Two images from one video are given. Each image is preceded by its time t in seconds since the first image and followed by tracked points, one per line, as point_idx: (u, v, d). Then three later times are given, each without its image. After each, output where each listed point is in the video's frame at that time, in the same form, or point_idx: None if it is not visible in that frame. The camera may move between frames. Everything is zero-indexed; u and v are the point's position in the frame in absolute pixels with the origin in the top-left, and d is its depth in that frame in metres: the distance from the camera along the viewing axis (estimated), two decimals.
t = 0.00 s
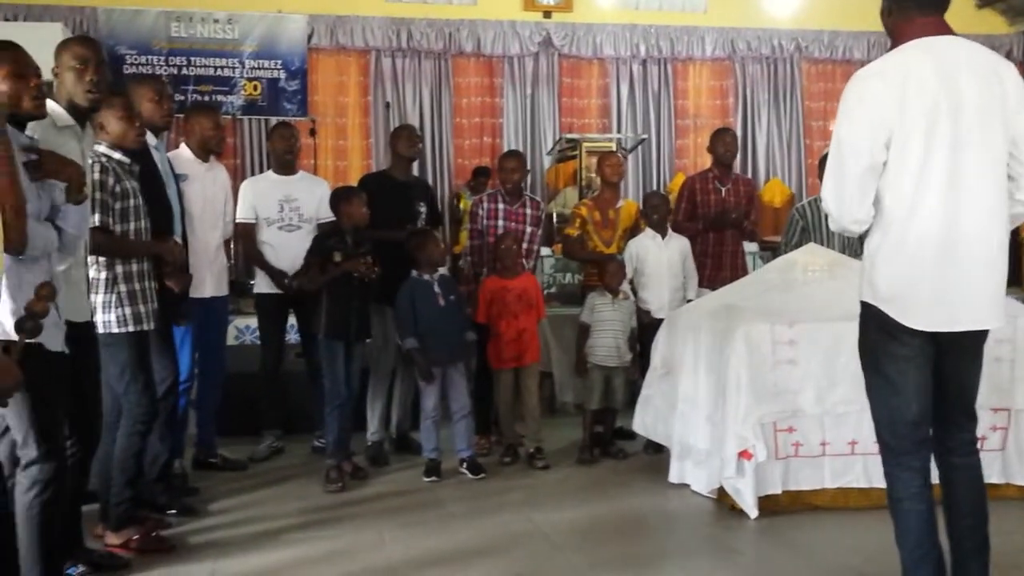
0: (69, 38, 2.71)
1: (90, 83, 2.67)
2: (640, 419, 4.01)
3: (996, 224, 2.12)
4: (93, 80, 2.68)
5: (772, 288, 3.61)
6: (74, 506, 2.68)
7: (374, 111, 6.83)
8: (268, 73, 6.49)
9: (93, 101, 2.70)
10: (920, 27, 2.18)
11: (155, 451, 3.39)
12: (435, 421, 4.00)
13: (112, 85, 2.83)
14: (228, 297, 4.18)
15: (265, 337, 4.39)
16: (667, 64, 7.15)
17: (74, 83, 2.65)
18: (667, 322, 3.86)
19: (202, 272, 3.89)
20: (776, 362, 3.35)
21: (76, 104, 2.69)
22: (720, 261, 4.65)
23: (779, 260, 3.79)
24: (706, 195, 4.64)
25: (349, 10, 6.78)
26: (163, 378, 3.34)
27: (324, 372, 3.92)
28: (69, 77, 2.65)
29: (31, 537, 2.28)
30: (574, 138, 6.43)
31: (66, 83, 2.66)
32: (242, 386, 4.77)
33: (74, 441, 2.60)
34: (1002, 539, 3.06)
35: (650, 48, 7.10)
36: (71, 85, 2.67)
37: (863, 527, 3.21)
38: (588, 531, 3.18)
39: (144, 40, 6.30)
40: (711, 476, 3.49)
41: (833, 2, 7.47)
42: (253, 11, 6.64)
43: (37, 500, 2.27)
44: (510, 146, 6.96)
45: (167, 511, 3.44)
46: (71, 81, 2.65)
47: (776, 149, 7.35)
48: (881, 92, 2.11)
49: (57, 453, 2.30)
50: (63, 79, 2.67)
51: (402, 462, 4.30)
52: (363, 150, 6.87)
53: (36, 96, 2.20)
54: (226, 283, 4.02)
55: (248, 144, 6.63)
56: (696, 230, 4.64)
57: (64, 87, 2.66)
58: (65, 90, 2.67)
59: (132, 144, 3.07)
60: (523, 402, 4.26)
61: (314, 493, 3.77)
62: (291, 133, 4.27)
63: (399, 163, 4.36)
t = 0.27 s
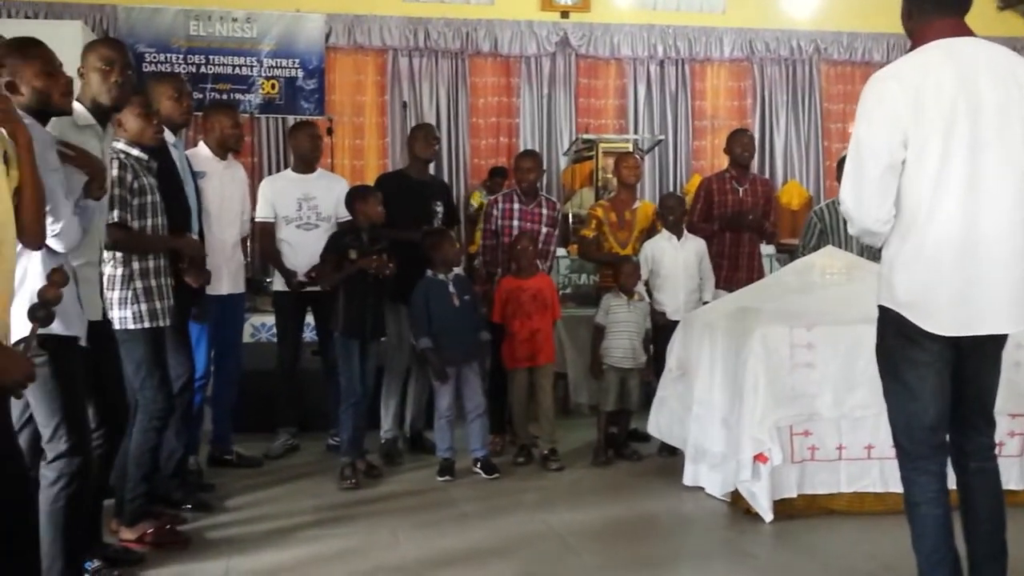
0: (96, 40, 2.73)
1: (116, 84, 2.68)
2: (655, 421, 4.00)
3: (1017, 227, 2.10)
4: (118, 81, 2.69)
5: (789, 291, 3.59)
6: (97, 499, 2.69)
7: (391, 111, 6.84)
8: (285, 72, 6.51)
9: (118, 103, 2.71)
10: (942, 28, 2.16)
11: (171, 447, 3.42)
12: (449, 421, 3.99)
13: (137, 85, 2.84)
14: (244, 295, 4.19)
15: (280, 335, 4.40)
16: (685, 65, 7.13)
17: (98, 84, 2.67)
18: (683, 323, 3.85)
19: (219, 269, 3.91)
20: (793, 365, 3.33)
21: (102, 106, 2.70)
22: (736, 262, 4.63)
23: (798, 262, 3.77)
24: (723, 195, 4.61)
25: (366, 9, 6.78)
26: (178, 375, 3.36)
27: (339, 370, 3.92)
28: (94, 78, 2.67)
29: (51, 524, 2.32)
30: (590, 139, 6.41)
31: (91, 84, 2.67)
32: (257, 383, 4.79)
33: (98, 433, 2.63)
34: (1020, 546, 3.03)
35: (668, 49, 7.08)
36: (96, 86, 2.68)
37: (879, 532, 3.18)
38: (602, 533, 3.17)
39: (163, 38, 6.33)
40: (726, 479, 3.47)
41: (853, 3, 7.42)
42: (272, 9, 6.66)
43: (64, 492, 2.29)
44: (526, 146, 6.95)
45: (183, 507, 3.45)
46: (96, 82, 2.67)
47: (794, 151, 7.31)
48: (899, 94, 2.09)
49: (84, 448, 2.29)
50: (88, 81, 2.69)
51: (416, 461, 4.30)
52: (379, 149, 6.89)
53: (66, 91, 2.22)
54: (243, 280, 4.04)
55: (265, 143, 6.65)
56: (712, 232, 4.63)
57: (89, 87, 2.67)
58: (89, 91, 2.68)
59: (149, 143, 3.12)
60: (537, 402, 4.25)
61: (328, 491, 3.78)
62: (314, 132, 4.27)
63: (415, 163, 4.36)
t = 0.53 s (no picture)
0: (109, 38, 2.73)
1: (126, 83, 2.70)
2: (666, 422, 4.00)
3: None
4: (129, 80, 2.70)
5: (800, 291, 3.58)
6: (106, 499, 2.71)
7: (400, 111, 6.85)
8: (295, 73, 6.52)
9: (129, 100, 2.72)
10: (955, 29, 2.15)
11: (182, 445, 3.39)
12: (461, 420, 4.00)
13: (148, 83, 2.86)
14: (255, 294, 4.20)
15: (294, 334, 4.41)
16: (696, 65, 7.12)
17: (109, 83, 2.69)
18: (694, 324, 3.84)
19: (231, 267, 3.92)
20: (805, 366, 3.32)
21: (112, 103, 2.71)
22: (747, 264, 4.62)
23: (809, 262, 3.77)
24: (734, 194, 4.61)
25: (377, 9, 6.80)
26: (191, 373, 3.37)
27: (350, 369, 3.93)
28: (106, 77, 2.68)
29: (60, 521, 2.31)
30: (600, 139, 6.41)
31: (103, 83, 2.69)
32: (269, 383, 4.80)
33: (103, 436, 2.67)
34: None
35: (678, 49, 7.07)
36: (108, 85, 2.70)
37: (892, 534, 3.17)
38: (613, 534, 3.17)
39: (174, 39, 6.36)
40: (738, 480, 3.46)
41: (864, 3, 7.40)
42: (282, 10, 6.67)
43: (66, 492, 2.30)
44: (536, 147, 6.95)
45: (194, 506, 3.47)
46: (107, 81, 2.68)
47: (805, 152, 7.30)
48: (911, 93, 2.08)
49: (88, 447, 2.30)
50: (99, 81, 2.70)
51: (427, 461, 4.30)
52: (389, 149, 6.89)
53: (78, 87, 2.27)
54: (254, 279, 4.05)
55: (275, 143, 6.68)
56: (722, 232, 4.63)
57: (102, 86, 2.69)
58: (101, 90, 2.70)
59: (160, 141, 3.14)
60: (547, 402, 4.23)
61: (339, 490, 3.79)
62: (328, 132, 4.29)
63: (426, 163, 4.37)
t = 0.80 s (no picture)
0: (133, 38, 2.75)
1: (151, 81, 2.70)
2: (684, 420, 3.98)
3: None
4: (154, 79, 2.71)
5: (820, 289, 3.56)
6: (124, 492, 2.71)
7: (418, 107, 6.85)
8: (313, 69, 6.59)
9: (153, 99, 2.73)
10: (979, 24, 2.12)
11: (200, 440, 3.46)
12: (479, 416, 4.00)
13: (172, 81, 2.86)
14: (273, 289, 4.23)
15: (314, 330, 4.42)
16: (715, 61, 7.09)
17: (134, 83, 2.70)
18: (713, 321, 3.82)
19: (251, 262, 3.93)
20: (824, 364, 3.31)
21: (137, 101, 2.72)
22: (766, 261, 4.59)
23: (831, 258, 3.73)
24: (752, 193, 4.59)
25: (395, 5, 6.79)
26: (210, 367, 3.40)
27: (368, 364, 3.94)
28: (130, 75, 2.69)
29: (78, 516, 2.34)
30: (618, 135, 6.39)
31: (128, 82, 2.70)
32: (287, 378, 4.82)
33: (125, 428, 2.64)
34: None
35: (697, 45, 7.04)
36: (132, 84, 2.71)
37: (910, 534, 3.15)
38: (629, 532, 3.16)
39: (194, 36, 6.42)
40: (756, 478, 3.44)
41: None
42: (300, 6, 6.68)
43: (80, 487, 2.32)
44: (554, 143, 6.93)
45: (212, 500, 3.48)
46: (132, 80, 2.69)
47: (825, 149, 7.25)
48: (936, 87, 2.06)
49: (100, 442, 2.31)
50: (124, 80, 2.72)
51: (444, 457, 4.31)
52: (407, 146, 6.90)
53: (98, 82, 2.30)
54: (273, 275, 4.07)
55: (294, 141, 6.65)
56: (740, 231, 4.59)
57: (127, 86, 2.70)
58: (126, 89, 2.71)
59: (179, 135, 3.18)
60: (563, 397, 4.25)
61: (356, 485, 3.80)
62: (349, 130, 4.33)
63: (443, 160, 4.37)
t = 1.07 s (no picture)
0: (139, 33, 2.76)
1: (158, 75, 2.71)
2: (692, 420, 3.98)
3: None
4: (160, 72, 2.72)
5: (829, 288, 3.55)
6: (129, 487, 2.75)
7: (425, 106, 6.85)
8: (320, 68, 6.56)
9: (159, 95, 2.73)
10: (991, 23, 2.11)
11: (209, 438, 3.46)
12: (487, 415, 3.99)
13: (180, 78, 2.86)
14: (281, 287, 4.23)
15: (325, 330, 4.43)
16: (722, 59, 7.08)
17: (140, 76, 2.70)
18: (722, 320, 3.81)
19: (258, 262, 3.93)
20: (833, 364, 3.29)
21: (143, 96, 2.72)
22: (775, 260, 4.58)
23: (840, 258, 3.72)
24: (762, 192, 4.57)
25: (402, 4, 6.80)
26: (218, 365, 3.39)
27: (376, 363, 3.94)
28: (136, 69, 2.70)
29: (89, 515, 2.33)
30: (625, 133, 6.38)
31: (134, 77, 2.71)
32: (295, 376, 4.83)
33: (131, 427, 2.67)
34: None
35: (704, 43, 7.03)
36: (139, 79, 2.71)
37: (920, 533, 3.14)
38: (637, 531, 3.16)
39: (201, 35, 6.39)
40: (765, 478, 3.43)
41: None
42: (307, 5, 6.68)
43: (92, 485, 2.32)
44: (561, 141, 6.93)
45: (221, 498, 3.48)
46: (138, 74, 2.70)
47: (833, 147, 7.24)
48: (951, 86, 2.06)
49: (110, 439, 2.31)
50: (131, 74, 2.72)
51: (451, 456, 4.31)
52: (413, 144, 6.90)
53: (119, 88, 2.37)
54: (281, 274, 4.07)
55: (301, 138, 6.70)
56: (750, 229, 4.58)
57: (135, 80, 2.70)
58: (133, 84, 2.72)
59: (189, 135, 3.17)
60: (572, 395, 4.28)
61: (363, 483, 3.80)
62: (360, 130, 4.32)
63: (451, 159, 4.37)
